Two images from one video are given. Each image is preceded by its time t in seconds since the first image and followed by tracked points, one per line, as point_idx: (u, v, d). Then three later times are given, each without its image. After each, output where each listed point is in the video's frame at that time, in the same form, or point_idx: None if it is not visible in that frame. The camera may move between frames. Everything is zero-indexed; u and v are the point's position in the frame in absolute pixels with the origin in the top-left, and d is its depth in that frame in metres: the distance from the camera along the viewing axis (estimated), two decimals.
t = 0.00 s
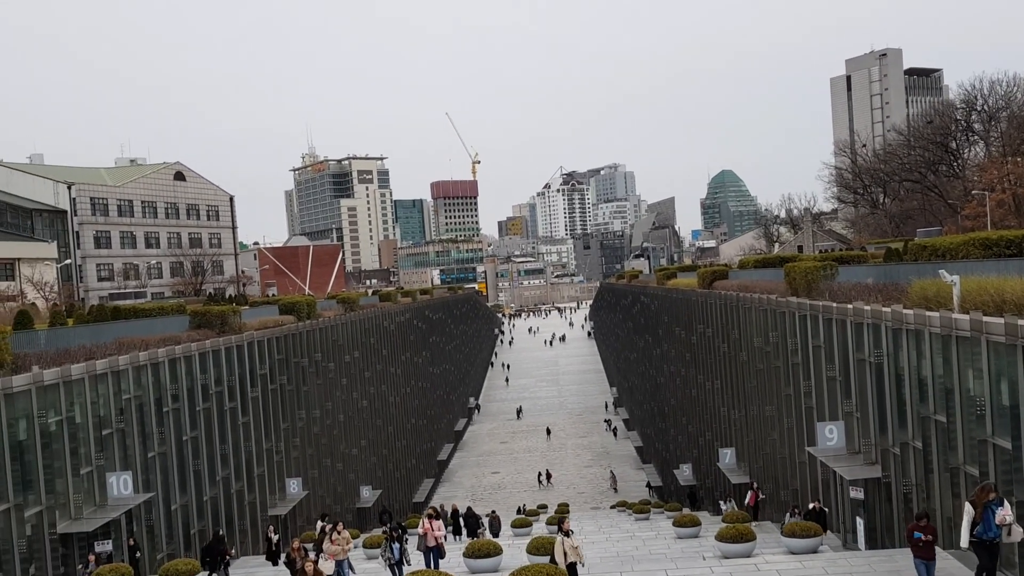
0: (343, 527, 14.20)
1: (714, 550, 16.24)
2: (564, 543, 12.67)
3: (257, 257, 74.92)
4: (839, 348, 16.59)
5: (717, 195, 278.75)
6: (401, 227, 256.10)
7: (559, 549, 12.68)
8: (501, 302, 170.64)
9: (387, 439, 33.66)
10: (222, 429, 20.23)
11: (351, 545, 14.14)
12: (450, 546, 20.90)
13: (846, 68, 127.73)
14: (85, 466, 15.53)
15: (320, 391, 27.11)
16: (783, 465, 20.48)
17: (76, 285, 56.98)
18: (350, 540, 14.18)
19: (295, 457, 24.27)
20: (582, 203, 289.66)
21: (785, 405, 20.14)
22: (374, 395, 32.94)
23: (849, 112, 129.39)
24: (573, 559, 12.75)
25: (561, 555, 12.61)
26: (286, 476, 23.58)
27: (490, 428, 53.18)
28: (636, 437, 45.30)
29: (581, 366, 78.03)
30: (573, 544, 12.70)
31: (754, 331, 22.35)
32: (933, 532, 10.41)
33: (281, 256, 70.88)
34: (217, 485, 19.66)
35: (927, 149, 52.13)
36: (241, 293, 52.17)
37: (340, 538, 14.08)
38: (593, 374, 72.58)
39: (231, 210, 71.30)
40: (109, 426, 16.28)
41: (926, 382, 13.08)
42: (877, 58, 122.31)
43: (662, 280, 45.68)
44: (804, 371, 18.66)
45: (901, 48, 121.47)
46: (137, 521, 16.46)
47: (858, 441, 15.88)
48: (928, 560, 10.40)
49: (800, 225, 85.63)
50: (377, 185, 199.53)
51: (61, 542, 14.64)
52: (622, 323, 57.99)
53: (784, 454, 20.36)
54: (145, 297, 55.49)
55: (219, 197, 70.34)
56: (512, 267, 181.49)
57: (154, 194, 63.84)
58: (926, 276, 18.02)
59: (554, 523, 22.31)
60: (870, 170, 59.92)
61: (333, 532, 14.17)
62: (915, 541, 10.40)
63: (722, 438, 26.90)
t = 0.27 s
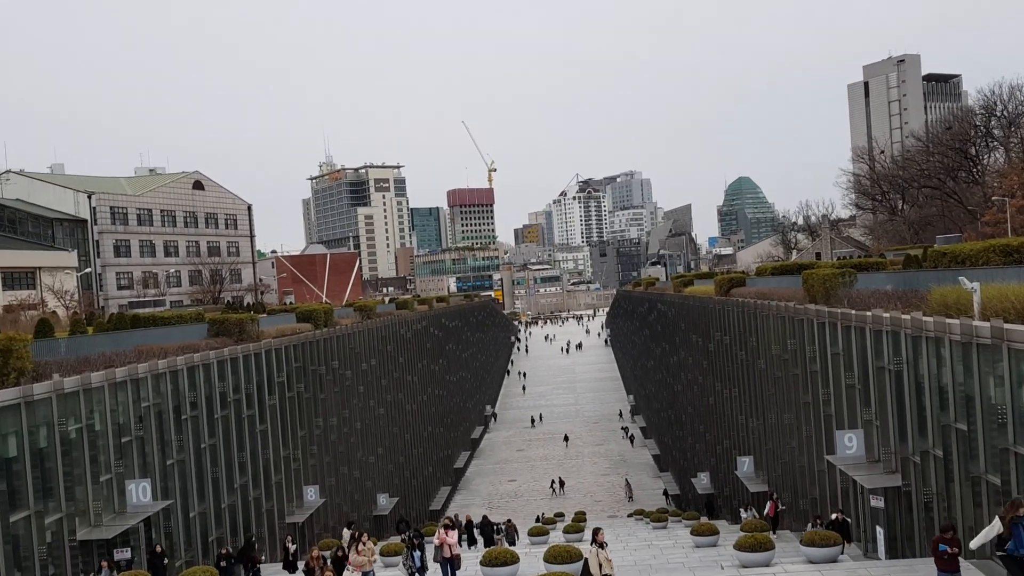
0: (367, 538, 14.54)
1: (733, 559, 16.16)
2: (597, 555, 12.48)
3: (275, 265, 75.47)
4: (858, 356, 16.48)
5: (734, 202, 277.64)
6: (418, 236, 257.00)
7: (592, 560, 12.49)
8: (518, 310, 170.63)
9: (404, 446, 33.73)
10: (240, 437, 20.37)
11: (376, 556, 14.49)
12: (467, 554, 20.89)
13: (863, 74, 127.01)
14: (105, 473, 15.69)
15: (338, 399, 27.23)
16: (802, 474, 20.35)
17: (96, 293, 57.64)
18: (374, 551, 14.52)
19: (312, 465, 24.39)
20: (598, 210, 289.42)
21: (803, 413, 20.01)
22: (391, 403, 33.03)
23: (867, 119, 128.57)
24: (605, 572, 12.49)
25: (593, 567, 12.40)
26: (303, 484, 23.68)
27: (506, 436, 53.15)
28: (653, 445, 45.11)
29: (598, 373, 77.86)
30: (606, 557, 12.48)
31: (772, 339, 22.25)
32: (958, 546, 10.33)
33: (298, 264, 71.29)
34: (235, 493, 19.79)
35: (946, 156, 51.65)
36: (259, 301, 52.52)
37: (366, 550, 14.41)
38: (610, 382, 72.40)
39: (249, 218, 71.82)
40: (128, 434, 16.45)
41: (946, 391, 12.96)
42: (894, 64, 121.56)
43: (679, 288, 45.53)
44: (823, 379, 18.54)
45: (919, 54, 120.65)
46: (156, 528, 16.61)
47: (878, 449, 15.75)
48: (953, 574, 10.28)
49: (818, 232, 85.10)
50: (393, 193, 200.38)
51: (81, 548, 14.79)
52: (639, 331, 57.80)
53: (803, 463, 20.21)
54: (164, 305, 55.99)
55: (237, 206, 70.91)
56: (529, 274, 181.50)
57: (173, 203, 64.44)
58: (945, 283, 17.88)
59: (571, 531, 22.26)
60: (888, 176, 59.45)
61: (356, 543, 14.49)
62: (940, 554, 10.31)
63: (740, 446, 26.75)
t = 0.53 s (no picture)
0: (390, 545, 14.46)
1: (750, 568, 16.02)
2: (629, 565, 12.35)
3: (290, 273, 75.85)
4: (875, 364, 16.36)
5: (749, 209, 276.50)
6: (433, 243, 257.77)
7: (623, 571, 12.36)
8: (532, 317, 170.57)
9: (419, 453, 33.76)
10: (256, 444, 20.46)
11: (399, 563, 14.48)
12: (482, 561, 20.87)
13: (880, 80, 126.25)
14: (122, 480, 15.80)
15: (353, 406, 27.32)
16: (819, 482, 20.19)
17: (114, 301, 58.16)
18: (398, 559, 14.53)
19: (327, 472, 24.45)
20: (613, 217, 289.12)
21: (820, 421, 19.87)
22: (405, 410, 33.08)
23: (883, 125, 127.82)
24: None
25: None
26: (319, 491, 23.75)
27: (521, 443, 53.07)
28: (668, 453, 44.89)
29: (613, 380, 77.66)
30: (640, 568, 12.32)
31: (788, 346, 22.11)
32: (983, 559, 10.21)
33: (314, 271, 71.61)
34: (251, 499, 19.86)
35: (963, 162, 51.22)
36: (275, 309, 52.81)
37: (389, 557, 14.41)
38: (625, 389, 72.17)
39: (265, 226, 72.26)
40: (145, 441, 16.56)
41: (965, 399, 12.84)
42: (910, 70, 120.92)
43: (694, 295, 45.35)
44: (840, 387, 18.41)
45: (935, 59, 119.88)
46: (172, 534, 16.70)
47: (896, 457, 15.60)
48: None
49: (834, 239, 84.58)
50: (408, 201, 201.09)
51: (98, 555, 14.89)
52: (654, 338, 57.60)
53: (821, 471, 20.04)
54: (181, 312, 56.44)
55: (253, 214, 71.34)
56: (543, 281, 181.48)
57: (190, 211, 64.97)
58: (963, 290, 17.71)
59: (586, 539, 22.18)
60: (905, 183, 59.04)
61: (380, 550, 14.44)
62: (964, 566, 10.20)
63: (756, 454, 26.58)
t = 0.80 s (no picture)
0: (402, 550, 14.47)
1: (752, 569, 16.00)
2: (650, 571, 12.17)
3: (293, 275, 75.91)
4: (877, 364, 16.37)
5: (751, 209, 276.42)
6: (434, 245, 257.85)
7: None
8: (534, 318, 170.54)
9: (420, 455, 33.77)
10: (258, 445, 20.48)
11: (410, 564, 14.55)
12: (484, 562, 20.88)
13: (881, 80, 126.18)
14: (124, 482, 15.82)
15: (355, 407, 27.33)
16: (821, 483, 20.17)
17: (116, 303, 58.26)
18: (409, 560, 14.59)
19: (330, 474, 24.47)
20: (614, 218, 289.12)
21: (822, 421, 19.86)
22: (407, 412, 33.11)
23: (885, 125, 127.80)
24: None
25: None
26: (321, 493, 23.75)
27: (523, 444, 53.07)
28: (670, 453, 44.88)
29: (615, 381, 77.65)
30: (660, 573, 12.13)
31: (790, 347, 22.10)
32: (990, 561, 10.20)
33: (315, 273, 71.65)
34: (253, 501, 19.89)
35: (965, 162, 51.22)
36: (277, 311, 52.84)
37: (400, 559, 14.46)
38: (627, 390, 72.14)
39: (267, 228, 72.31)
40: (148, 443, 16.59)
41: (966, 399, 12.84)
42: (912, 70, 120.90)
43: (696, 296, 45.34)
44: (842, 387, 18.41)
45: (936, 60, 119.86)
46: (175, 536, 16.72)
47: (898, 458, 15.60)
48: None
49: (836, 239, 84.58)
50: (410, 203, 201.16)
51: (101, 557, 14.93)
52: (656, 338, 57.56)
53: (823, 472, 20.03)
54: (183, 314, 56.52)
55: (255, 216, 71.39)
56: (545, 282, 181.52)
57: (192, 214, 65.05)
58: (965, 290, 17.71)
59: (588, 540, 22.19)
60: (906, 183, 59.04)
61: (393, 555, 14.46)
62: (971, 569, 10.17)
63: (758, 455, 26.58)
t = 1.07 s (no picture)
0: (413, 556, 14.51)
1: (752, 568, 15.99)
2: None
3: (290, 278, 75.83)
4: (875, 362, 16.36)
5: (748, 208, 276.63)
6: (432, 247, 257.77)
7: None
8: (533, 319, 170.52)
9: (420, 457, 33.72)
10: (257, 450, 20.44)
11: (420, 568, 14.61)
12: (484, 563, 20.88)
13: (877, 78, 126.23)
14: (123, 488, 15.78)
15: (353, 410, 27.30)
16: (820, 481, 20.15)
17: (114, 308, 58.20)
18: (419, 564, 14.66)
19: (328, 477, 24.42)
20: (611, 218, 289.20)
21: (821, 420, 19.86)
22: (406, 414, 33.06)
23: (881, 122, 127.89)
24: None
25: None
26: (320, 496, 23.71)
27: (522, 446, 53.02)
28: (670, 453, 44.90)
29: (614, 381, 77.61)
30: None
31: (788, 345, 22.09)
32: (993, 560, 10.16)
33: (313, 276, 71.59)
34: (252, 505, 19.84)
35: (961, 158, 51.27)
36: (275, 314, 52.78)
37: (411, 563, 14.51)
38: (626, 390, 72.12)
39: (263, 232, 72.24)
40: (146, 448, 16.54)
41: (965, 396, 12.83)
42: (907, 67, 121.04)
43: (694, 295, 45.31)
44: (840, 385, 18.40)
45: (932, 57, 119.99)
46: (174, 541, 16.68)
47: (897, 456, 15.58)
48: None
49: (834, 237, 84.66)
50: (407, 205, 201.08)
51: (101, 563, 14.90)
52: (654, 338, 57.53)
53: (822, 470, 20.02)
54: (181, 319, 56.47)
55: (252, 220, 71.29)
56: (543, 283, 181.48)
57: (188, 218, 64.98)
58: (962, 287, 17.71)
59: (588, 541, 22.17)
60: (903, 180, 59.07)
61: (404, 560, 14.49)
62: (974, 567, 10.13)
63: (757, 453, 26.56)
